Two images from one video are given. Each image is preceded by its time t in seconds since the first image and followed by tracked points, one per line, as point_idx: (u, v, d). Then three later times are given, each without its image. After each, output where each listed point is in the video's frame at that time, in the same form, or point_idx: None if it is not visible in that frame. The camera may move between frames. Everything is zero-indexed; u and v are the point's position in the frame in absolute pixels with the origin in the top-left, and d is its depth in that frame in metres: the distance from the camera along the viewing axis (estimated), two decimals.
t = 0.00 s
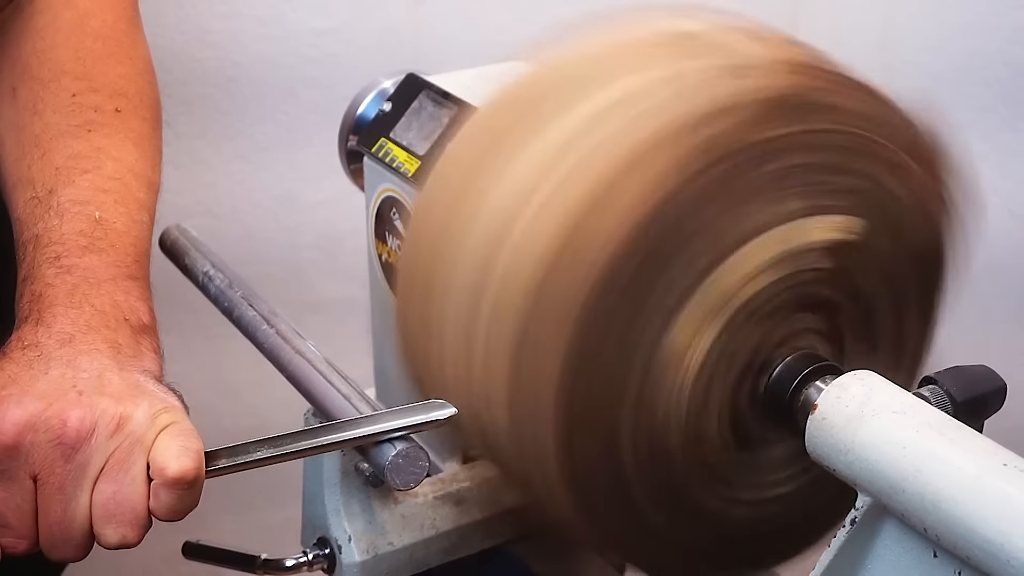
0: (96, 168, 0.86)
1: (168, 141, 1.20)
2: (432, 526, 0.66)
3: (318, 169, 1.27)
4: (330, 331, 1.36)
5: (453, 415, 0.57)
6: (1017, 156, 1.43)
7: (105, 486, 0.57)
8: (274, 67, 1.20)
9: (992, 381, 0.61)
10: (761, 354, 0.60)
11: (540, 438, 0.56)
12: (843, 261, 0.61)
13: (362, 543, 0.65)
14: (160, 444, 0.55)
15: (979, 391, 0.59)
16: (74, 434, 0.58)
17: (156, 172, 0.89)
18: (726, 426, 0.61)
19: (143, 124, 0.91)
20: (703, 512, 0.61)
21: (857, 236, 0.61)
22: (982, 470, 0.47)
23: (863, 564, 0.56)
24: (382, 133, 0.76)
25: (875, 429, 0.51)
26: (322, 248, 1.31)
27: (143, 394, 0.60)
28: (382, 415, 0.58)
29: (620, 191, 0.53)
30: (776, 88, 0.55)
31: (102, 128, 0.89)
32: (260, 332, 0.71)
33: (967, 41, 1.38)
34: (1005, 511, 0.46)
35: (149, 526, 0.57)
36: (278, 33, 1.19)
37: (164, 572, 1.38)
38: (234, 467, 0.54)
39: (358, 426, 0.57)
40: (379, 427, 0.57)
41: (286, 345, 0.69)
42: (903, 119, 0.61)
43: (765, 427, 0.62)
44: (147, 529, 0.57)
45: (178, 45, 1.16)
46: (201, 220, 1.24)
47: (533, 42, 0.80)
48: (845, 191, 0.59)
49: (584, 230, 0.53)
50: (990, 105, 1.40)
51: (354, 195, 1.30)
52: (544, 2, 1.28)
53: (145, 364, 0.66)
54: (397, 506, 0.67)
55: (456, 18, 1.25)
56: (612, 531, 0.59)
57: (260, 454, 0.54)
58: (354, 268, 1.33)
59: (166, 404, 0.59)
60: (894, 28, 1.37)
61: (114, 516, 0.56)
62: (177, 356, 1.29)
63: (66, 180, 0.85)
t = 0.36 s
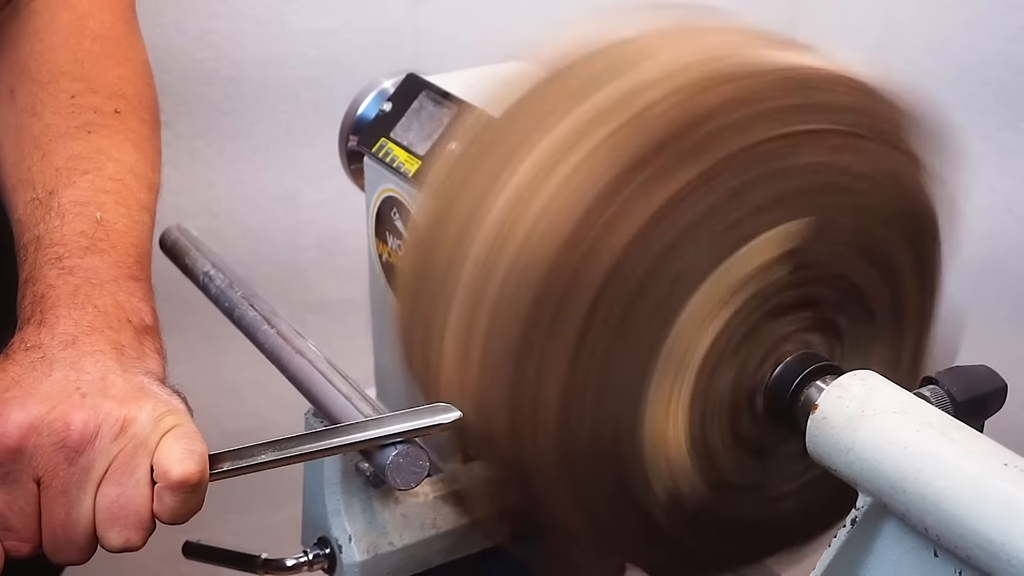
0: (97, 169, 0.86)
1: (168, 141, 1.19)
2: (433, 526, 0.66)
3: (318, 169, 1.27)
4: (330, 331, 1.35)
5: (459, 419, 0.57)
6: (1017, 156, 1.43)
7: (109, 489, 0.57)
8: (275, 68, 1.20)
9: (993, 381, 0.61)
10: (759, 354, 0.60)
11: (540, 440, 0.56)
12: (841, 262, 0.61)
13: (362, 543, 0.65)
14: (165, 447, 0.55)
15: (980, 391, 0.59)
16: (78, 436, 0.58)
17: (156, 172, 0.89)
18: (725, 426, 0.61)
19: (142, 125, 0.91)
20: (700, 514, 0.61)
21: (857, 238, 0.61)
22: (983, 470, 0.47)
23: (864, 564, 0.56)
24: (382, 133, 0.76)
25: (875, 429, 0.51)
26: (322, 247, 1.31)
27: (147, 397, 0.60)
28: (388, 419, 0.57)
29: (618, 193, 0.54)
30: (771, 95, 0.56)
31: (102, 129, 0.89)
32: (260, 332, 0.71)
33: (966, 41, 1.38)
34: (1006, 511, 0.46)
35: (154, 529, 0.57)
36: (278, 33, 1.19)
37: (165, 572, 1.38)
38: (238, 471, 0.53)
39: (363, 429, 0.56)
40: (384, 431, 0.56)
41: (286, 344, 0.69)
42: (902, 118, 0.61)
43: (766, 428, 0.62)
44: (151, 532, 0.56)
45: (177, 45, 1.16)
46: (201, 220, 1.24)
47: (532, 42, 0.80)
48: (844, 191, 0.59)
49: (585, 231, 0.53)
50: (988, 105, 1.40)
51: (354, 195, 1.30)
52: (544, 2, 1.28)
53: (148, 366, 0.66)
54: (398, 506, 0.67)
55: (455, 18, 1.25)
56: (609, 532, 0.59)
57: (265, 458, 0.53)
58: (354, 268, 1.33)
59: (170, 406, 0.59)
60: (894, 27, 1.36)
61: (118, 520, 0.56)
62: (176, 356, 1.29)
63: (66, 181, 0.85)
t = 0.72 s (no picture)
0: (98, 170, 0.86)
1: (168, 141, 1.19)
2: (433, 526, 0.66)
3: (318, 170, 1.27)
4: (330, 331, 1.36)
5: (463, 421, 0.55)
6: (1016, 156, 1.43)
7: (113, 492, 0.57)
8: (274, 68, 1.20)
9: (992, 380, 0.61)
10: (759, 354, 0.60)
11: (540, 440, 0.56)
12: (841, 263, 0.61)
13: (362, 543, 0.65)
14: (169, 451, 0.55)
15: (980, 391, 0.59)
16: (81, 439, 0.58)
17: (157, 174, 0.89)
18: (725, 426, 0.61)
19: (142, 125, 0.91)
20: (698, 510, 0.61)
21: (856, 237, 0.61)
22: (983, 471, 0.47)
23: (864, 564, 0.56)
24: (383, 133, 0.76)
25: (875, 429, 0.51)
26: (322, 248, 1.31)
27: (150, 399, 0.60)
28: (392, 422, 0.56)
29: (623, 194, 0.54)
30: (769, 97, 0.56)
31: (102, 130, 0.88)
32: (260, 332, 0.71)
33: (966, 41, 1.38)
34: (1006, 510, 0.46)
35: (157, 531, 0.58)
36: (278, 33, 1.19)
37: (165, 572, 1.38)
38: (241, 473, 0.53)
39: (367, 431, 0.56)
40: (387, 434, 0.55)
41: (286, 344, 0.69)
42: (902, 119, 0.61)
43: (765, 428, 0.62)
44: (155, 535, 0.57)
45: (178, 45, 1.16)
46: (202, 220, 1.24)
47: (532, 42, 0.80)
48: (841, 190, 0.60)
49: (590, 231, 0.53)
50: (988, 105, 1.40)
51: (354, 195, 1.30)
52: (544, 2, 1.28)
53: (151, 367, 0.66)
54: (399, 505, 0.67)
55: (456, 18, 1.25)
56: (608, 529, 0.59)
57: (268, 461, 0.53)
58: (354, 268, 1.33)
59: (173, 408, 0.59)
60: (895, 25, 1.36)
61: (121, 523, 0.56)
62: (177, 357, 1.29)
63: (67, 182, 0.85)
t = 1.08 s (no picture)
0: (97, 178, 0.86)
1: (168, 141, 1.20)
2: (433, 526, 0.66)
3: (318, 170, 1.27)
4: (330, 331, 1.35)
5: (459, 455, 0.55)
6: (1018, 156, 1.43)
7: (103, 516, 0.57)
8: (275, 68, 1.20)
9: (993, 380, 0.61)
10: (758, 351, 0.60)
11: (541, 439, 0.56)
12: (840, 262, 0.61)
13: (362, 543, 0.65)
14: (160, 476, 0.55)
15: (980, 392, 0.59)
16: (72, 462, 0.58)
17: (157, 182, 0.89)
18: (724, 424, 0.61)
19: (142, 133, 0.91)
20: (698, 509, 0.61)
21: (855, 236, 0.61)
22: (983, 471, 0.47)
23: (864, 563, 0.56)
24: (383, 134, 0.76)
25: (876, 429, 0.51)
26: (322, 248, 1.31)
27: (142, 422, 0.60)
28: (388, 453, 0.56)
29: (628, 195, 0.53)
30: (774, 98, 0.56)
31: (102, 138, 0.89)
32: (260, 332, 0.71)
33: (968, 41, 1.38)
34: (1006, 510, 0.46)
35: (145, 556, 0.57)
36: (277, 33, 1.19)
37: (165, 572, 1.38)
38: (234, 500, 0.53)
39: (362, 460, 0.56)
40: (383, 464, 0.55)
41: (286, 343, 0.69)
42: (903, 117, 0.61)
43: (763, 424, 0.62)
44: (143, 561, 0.56)
45: (178, 44, 1.16)
46: (202, 220, 1.24)
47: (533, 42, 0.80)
48: (843, 189, 0.59)
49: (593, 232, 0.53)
50: (989, 106, 1.40)
51: (354, 196, 1.30)
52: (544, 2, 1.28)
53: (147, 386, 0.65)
54: (397, 506, 0.66)
55: (456, 18, 1.25)
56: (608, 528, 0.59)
57: (260, 488, 0.53)
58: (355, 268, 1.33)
59: (166, 432, 0.59)
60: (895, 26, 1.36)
61: (110, 548, 0.56)
62: (176, 356, 1.29)
63: (66, 192, 0.85)
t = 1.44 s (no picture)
0: (30, 166, 0.88)
1: (168, 141, 1.19)
2: (433, 526, 0.66)
3: (318, 170, 1.27)
4: (330, 331, 1.35)
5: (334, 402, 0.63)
6: (1017, 156, 1.43)
7: None
8: (274, 68, 1.20)
9: (993, 380, 0.61)
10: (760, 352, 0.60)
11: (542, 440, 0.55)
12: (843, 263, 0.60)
13: (362, 543, 0.65)
14: (44, 435, 0.60)
15: (980, 391, 0.59)
16: None
17: (95, 174, 0.92)
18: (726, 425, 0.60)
19: (89, 127, 0.92)
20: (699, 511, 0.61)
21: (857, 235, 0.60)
22: (983, 470, 0.47)
23: (864, 564, 0.56)
24: (383, 134, 0.76)
25: (876, 429, 0.51)
26: (321, 248, 1.31)
27: (30, 386, 0.69)
28: (260, 403, 0.63)
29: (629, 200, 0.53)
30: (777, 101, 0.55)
31: (44, 127, 0.90)
32: (260, 331, 0.71)
33: (966, 41, 1.38)
34: (1006, 510, 0.46)
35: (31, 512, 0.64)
36: (278, 34, 1.19)
37: (165, 572, 1.38)
38: (119, 453, 0.59)
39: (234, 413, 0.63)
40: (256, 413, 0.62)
41: (286, 344, 0.69)
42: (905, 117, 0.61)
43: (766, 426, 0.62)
44: (27, 513, 0.63)
45: (178, 44, 1.16)
46: (202, 220, 1.24)
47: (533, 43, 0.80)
48: (843, 190, 0.59)
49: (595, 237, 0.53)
50: (988, 105, 1.40)
51: (354, 196, 1.30)
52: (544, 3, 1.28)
53: (45, 355, 0.75)
54: (399, 505, 0.67)
55: (456, 19, 1.25)
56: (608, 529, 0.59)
57: (144, 442, 0.59)
58: (354, 268, 1.33)
59: (51, 393, 0.68)
60: (896, 23, 1.36)
61: None
62: (176, 356, 1.29)
63: None
